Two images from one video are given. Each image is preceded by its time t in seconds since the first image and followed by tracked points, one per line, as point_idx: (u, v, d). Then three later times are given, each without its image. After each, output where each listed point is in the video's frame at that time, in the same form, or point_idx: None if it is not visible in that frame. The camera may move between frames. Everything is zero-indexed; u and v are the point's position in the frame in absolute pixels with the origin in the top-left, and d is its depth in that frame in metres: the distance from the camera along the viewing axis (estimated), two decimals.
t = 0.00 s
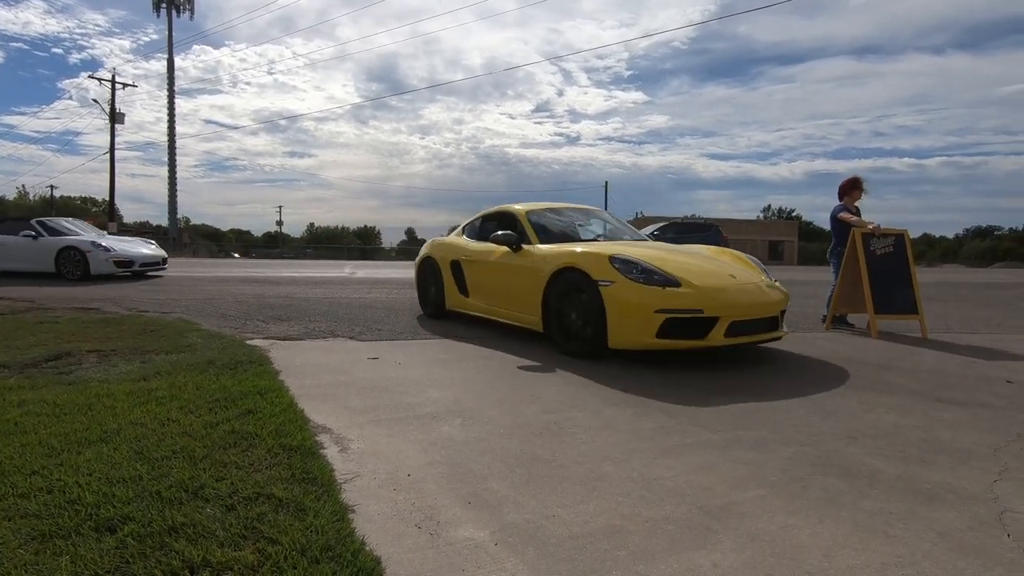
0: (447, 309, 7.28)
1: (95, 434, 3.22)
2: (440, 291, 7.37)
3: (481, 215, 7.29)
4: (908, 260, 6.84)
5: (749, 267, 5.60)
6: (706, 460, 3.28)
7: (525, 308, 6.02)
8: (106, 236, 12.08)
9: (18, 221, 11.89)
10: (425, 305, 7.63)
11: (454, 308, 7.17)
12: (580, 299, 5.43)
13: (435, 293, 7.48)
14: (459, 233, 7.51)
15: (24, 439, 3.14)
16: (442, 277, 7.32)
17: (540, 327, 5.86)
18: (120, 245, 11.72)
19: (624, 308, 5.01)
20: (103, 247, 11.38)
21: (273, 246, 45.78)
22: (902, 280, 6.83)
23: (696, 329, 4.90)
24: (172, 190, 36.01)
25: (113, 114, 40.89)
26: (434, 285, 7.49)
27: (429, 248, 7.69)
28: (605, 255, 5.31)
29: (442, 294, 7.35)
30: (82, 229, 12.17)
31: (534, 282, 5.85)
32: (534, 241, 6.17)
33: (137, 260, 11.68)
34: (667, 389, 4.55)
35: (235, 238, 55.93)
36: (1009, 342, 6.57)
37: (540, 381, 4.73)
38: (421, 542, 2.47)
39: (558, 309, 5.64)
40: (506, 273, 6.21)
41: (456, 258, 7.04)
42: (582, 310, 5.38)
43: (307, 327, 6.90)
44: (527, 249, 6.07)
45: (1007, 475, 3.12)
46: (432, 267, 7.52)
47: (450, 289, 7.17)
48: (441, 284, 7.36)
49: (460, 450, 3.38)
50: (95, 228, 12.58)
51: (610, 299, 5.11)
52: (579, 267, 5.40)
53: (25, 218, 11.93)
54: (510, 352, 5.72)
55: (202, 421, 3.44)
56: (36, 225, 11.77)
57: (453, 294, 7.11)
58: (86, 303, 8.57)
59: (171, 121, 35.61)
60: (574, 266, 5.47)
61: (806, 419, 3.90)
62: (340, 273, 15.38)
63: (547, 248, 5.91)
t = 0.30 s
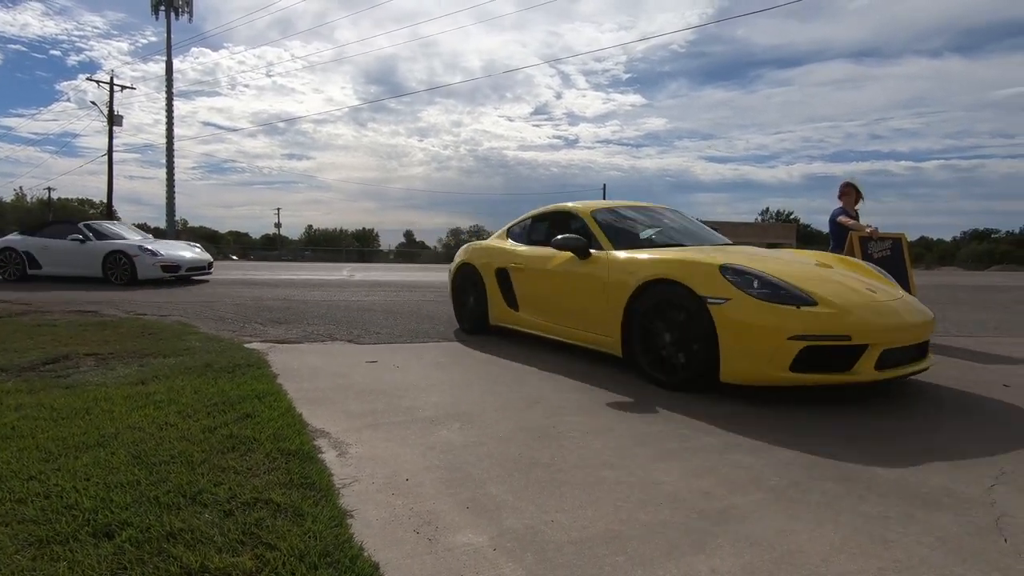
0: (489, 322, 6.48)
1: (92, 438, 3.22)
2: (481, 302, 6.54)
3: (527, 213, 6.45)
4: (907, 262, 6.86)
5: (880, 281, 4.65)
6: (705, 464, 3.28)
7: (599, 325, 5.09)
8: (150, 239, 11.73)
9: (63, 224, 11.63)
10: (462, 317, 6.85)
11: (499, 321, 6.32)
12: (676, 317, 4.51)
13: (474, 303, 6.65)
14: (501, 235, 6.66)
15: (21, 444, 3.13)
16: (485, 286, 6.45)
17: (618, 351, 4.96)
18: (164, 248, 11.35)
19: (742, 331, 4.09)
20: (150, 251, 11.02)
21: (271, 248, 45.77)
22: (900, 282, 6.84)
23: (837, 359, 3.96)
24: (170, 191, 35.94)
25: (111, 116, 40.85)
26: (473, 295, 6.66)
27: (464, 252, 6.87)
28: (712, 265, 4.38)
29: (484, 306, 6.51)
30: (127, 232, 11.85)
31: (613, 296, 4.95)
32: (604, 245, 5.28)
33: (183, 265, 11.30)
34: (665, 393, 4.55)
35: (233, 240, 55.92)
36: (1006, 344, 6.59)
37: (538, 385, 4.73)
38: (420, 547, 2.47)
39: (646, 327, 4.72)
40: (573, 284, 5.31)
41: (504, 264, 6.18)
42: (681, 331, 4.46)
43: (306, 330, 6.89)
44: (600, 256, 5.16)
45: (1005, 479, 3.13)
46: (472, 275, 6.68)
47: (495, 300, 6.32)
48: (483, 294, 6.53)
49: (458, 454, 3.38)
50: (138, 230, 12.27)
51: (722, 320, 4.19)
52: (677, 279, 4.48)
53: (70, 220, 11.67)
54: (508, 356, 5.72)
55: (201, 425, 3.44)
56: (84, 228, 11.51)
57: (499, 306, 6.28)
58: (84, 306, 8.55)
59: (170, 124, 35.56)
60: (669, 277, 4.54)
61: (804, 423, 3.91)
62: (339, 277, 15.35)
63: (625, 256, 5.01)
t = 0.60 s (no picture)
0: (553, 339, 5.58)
1: (93, 442, 3.21)
2: (540, 317, 5.73)
3: (601, 211, 5.57)
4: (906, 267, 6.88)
5: None
6: (706, 469, 3.27)
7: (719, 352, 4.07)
8: (197, 244, 11.55)
9: (112, 228, 11.49)
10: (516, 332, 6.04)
11: (562, 341, 5.46)
12: (839, 342, 3.50)
13: (531, 317, 5.84)
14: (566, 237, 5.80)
15: (21, 447, 3.13)
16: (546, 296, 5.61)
17: (746, 386, 3.95)
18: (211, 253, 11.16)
19: (951, 364, 3.04)
20: (198, 256, 10.84)
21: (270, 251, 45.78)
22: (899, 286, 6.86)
23: None
24: (171, 195, 35.88)
25: (112, 119, 40.92)
26: (531, 308, 5.84)
27: (519, 257, 6.03)
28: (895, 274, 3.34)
29: (546, 321, 5.68)
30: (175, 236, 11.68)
31: (738, 314, 3.94)
32: (714, 250, 4.33)
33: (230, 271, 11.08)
34: (666, 396, 4.55)
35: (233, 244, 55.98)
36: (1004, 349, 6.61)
37: (539, 388, 4.72)
38: (422, 552, 2.46)
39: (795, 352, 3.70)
40: (678, 296, 4.31)
41: (573, 272, 5.29)
42: (843, 361, 3.48)
43: (307, 334, 6.89)
44: (712, 263, 4.19)
45: (1008, 481, 3.11)
46: (528, 284, 5.85)
47: (559, 314, 5.44)
48: (542, 307, 5.70)
49: (459, 458, 3.37)
50: (183, 233, 12.09)
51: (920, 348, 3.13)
52: (842, 293, 3.46)
53: (118, 225, 11.53)
54: (509, 359, 5.72)
55: (201, 429, 3.43)
56: (133, 232, 11.38)
57: (565, 322, 5.40)
58: (84, 310, 8.54)
59: (171, 128, 35.56)
60: (828, 289, 3.52)
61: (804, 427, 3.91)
62: (341, 280, 15.33)
63: (753, 263, 3.99)
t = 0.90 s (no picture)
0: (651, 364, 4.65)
1: (98, 445, 3.22)
2: (628, 335, 4.84)
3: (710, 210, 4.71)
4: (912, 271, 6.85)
5: None
6: (711, 473, 3.26)
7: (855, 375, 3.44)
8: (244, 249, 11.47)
9: (161, 232, 11.44)
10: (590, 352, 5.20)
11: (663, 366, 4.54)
12: None
13: (615, 334, 4.97)
14: (652, 240, 5.00)
15: (27, 450, 3.14)
16: (638, 311, 4.71)
17: (959, 434, 3.08)
18: (258, 258, 11.07)
19: None
20: (247, 261, 10.76)
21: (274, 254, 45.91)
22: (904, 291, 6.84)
23: None
24: (175, 199, 36.00)
25: (118, 123, 41.14)
26: (613, 324, 4.97)
27: (593, 264, 5.19)
28: None
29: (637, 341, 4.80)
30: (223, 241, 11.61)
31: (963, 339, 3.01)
32: (908, 252, 3.41)
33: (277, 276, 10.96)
34: (669, 400, 4.54)
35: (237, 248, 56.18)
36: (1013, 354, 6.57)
37: (543, 392, 4.72)
38: (426, 556, 2.46)
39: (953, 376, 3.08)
40: (845, 315, 3.45)
41: (683, 282, 4.39)
42: None
43: (311, 337, 6.90)
44: (907, 271, 3.30)
45: (1014, 486, 3.10)
46: (608, 295, 4.99)
47: (653, 331, 4.56)
48: (628, 323, 4.83)
49: (464, 462, 3.37)
50: (229, 238, 12.01)
51: None
52: None
53: (167, 229, 11.48)
54: (513, 362, 5.72)
55: (205, 433, 3.43)
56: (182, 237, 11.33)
57: (670, 346, 4.47)
58: (89, 312, 8.57)
59: (174, 132, 35.72)
60: None
61: (810, 430, 3.90)
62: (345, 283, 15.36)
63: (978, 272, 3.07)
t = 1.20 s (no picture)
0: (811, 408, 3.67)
1: (105, 448, 3.23)
2: (768, 365, 3.90)
3: (877, 205, 3.76)
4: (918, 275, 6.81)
5: None
6: (718, 478, 3.26)
7: (834, 371, 3.52)
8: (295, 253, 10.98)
9: (211, 235, 10.97)
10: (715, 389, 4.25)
11: (827, 410, 3.59)
12: None
13: (745, 365, 4.05)
14: (794, 243, 4.03)
15: (36, 453, 3.15)
16: (784, 338, 3.75)
17: None
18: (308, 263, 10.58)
19: None
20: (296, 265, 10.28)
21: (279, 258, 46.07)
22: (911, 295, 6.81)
23: None
24: (181, 203, 36.14)
25: (124, 127, 41.37)
26: (744, 352, 4.04)
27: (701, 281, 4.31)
28: None
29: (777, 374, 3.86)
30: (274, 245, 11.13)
31: None
32: None
33: (328, 282, 10.48)
34: (675, 404, 4.54)
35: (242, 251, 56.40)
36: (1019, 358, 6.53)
37: (549, 396, 4.72)
38: (433, 561, 2.46)
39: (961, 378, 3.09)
40: None
41: (863, 300, 3.43)
42: None
43: (316, 340, 6.92)
44: None
45: (1021, 492, 3.09)
46: (729, 315, 4.09)
47: (812, 360, 3.61)
48: (765, 351, 3.91)
49: (471, 466, 3.37)
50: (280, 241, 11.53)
51: None
52: None
53: (216, 232, 11.02)
54: (519, 366, 5.72)
55: (212, 436, 3.44)
56: (229, 241, 10.84)
57: (837, 383, 3.52)
58: (95, 316, 8.60)
59: (180, 138, 36.03)
60: None
61: (817, 436, 3.89)
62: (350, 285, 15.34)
63: None
